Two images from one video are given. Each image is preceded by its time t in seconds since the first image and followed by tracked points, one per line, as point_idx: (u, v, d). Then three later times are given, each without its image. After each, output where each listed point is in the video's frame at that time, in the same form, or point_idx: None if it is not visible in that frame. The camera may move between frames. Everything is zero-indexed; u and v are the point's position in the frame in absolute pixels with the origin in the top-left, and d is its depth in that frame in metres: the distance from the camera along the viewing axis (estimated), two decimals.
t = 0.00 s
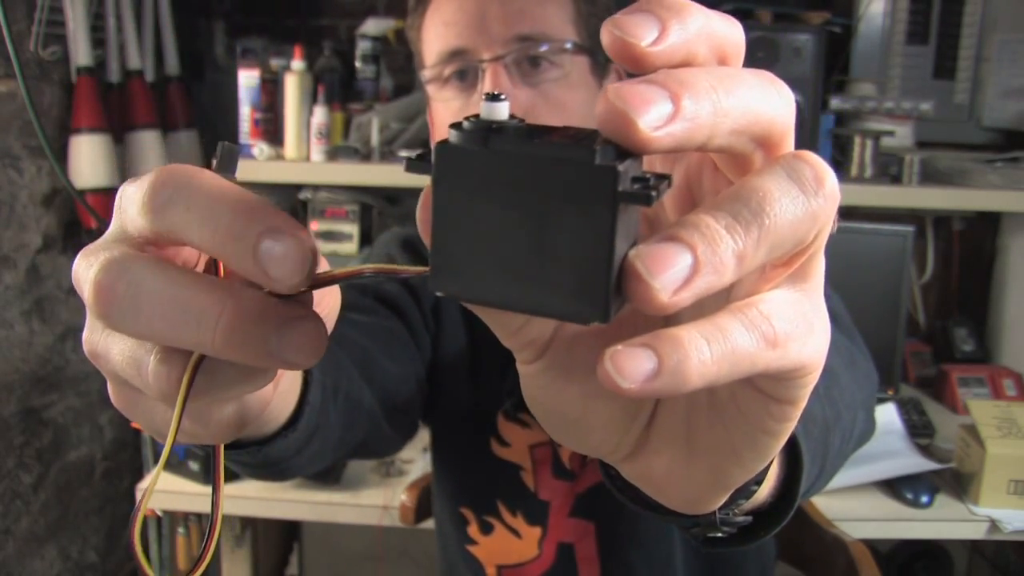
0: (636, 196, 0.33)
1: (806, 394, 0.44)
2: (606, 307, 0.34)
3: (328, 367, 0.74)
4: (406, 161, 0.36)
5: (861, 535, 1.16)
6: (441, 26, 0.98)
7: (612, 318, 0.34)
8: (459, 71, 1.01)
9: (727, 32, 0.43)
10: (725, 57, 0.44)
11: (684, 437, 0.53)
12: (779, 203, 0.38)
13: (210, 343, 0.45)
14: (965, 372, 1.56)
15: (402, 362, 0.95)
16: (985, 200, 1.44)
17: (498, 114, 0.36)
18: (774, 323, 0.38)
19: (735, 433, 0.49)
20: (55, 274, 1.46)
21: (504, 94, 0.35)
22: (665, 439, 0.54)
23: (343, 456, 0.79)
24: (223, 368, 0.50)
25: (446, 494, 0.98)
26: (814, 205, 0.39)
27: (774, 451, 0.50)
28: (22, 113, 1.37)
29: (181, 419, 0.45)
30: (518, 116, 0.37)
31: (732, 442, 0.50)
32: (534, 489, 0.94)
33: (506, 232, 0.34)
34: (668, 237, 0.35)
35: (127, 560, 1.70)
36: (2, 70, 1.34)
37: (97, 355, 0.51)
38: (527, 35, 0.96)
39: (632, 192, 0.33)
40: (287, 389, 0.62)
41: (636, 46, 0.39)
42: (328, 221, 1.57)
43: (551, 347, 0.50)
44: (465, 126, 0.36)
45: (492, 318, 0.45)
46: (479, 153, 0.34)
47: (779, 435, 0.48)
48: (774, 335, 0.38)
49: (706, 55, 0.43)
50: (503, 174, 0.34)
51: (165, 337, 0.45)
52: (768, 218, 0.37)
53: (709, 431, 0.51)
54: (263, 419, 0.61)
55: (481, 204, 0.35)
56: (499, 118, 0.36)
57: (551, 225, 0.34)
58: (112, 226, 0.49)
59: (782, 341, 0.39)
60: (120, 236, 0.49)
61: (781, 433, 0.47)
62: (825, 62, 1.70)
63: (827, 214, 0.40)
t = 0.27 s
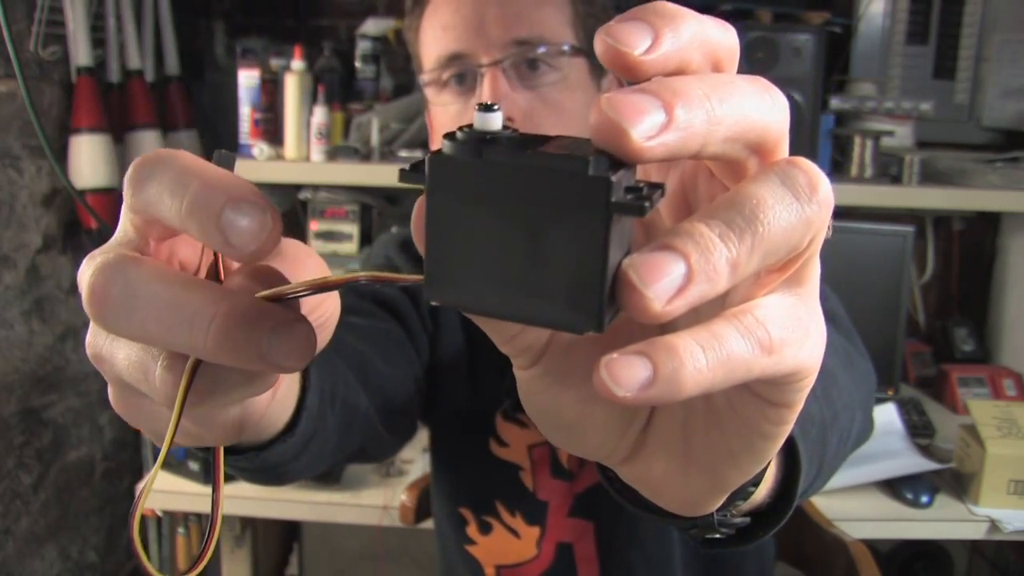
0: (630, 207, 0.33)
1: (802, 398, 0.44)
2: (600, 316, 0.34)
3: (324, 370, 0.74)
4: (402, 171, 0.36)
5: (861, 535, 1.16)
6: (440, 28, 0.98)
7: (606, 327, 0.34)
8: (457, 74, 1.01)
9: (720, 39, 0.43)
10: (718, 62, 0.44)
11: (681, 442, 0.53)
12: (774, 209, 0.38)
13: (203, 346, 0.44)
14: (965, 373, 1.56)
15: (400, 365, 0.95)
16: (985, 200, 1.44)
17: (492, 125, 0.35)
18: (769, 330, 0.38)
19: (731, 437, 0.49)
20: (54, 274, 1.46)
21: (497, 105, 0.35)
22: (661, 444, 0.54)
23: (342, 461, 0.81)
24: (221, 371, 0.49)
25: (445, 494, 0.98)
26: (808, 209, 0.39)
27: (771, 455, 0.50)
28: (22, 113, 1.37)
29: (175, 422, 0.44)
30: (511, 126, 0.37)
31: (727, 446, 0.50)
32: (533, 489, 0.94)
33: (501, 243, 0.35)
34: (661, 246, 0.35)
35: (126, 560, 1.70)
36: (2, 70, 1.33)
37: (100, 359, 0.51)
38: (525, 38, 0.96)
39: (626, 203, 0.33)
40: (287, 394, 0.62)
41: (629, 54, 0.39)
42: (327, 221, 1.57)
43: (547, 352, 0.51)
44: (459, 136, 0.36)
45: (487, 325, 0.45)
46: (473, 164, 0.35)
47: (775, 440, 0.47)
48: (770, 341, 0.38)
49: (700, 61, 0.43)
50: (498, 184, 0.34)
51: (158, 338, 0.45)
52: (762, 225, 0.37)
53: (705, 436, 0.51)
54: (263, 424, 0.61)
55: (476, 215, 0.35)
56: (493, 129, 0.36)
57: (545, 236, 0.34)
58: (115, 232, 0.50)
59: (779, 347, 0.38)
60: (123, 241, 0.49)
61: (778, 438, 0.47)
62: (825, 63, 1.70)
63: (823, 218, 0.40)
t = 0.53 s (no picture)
0: (620, 241, 0.33)
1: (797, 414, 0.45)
2: (592, 345, 0.34)
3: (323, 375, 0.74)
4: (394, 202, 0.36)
5: (861, 535, 1.16)
6: (439, 29, 0.99)
7: (599, 356, 0.34)
8: (455, 75, 1.02)
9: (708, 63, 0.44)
10: (712, 81, 0.44)
11: (678, 456, 0.53)
12: (766, 235, 0.38)
13: (201, 374, 0.45)
14: (965, 373, 1.56)
15: (399, 368, 0.95)
16: (984, 200, 1.44)
17: (484, 155, 0.36)
18: (765, 351, 0.39)
19: (728, 451, 0.49)
20: (54, 274, 1.46)
21: (488, 136, 0.35)
22: (659, 458, 0.55)
23: (343, 465, 0.80)
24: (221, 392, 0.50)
25: (445, 494, 0.98)
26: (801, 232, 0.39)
27: (766, 469, 0.50)
28: (22, 113, 1.37)
29: (173, 449, 0.45)
30: (503, 156, 0.37)
31: (724, 460, 0.50)
32: (532, 489, 0.94)
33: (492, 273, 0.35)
34: (653, 274, 0.36)
35: (126, 560, 1.70)
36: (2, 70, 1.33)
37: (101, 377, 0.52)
38: (523, 38, 0.96)
39: (616, 237, 0.33)
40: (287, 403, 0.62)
41: (622, 80, 0.39)
42: (328, 221, 1.57)
43: (540, 377, 0.50)
44: (450, 168, 0.35)
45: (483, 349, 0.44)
46: (463, 197, 0.34)
47: (771, 453, 0.48)
48: (765, 363, 0.38)
49: (693, 82, 0.43)
50: (488, 218, 0.34)
51: (161, 368, 0.45)
52: (755, 249, 0.38)
53: (702, 451, 0.51)
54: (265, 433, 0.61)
55: (467, 246, 0.35)
56: (485, 159, 0.36)
57: (536, 268, 0.34)
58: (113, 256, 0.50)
59: (775, 369, 0.39)
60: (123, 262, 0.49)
61: (774, 451, 0.48)
62: (826, 63, 1.70)
63: (816, 240, 0.40)
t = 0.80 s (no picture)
0: (622, 270, 0.33)
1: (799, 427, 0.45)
2: (595, 372, 0.34)
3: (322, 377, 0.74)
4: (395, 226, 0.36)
5: (861, 535, 1.16)
6: (437, 29, 0.99)
7: (602, 383, 0.35)
8: (453, 75, 1.02)
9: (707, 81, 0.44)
10: (711, 98, 0.44)
11: (680, 469, 0.54)
12: (770, 256, 0.38)
13: (211, 392, 0.45)
14: (965, 372, 1.56)
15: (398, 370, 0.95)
16: (985, 200, 1.44)
17: (484, 182, 0.36)
18: (769, 370, 0.38)
19: (730, 462, 0.49)
20: (54, 274, 1.46)
21: (488, 164, 0.35)
22: (662, 469, 0.55)
23: (343, 467, 0.80)
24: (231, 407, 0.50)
25: (444, 494, 0.98)
26: (804, 252, 0.39)
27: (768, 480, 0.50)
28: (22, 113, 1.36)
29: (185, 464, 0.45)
30: (505, 179, 0.37)
31: (726, 471, 0.50)
32: (532, 490, 0.94)
33: (494, 300, 0.35)
34: (655, 298, 0.36)
35: (126, 560, 1.70)
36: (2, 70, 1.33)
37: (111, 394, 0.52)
38: (521, 38, 0.96)
39: (618, 267, 0.33)
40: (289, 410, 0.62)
41: (621, 104, 0.38)
42: (328, 221, 1.57)
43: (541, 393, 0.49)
44: (449, 197, 0.35)
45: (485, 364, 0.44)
46: (465, 226, 0.34)
47: (774, 466, 0.48)
48: (769, 382, 0.38)
49: (693, 101, 0.43)
50: (489, 248, 0.34)
51: (169, 386, 0.45)
52: (758, 271, 0.38)
53: (705, 462, 0.51)
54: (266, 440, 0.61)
55: (468, 274, 0.35)
56: (485, 184, 0.36)
57: (538, 297, 0.34)
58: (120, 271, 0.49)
59: (779, 386, 0.39)
60: (131, 277, 0.49)
61: (777, 464, 0.48)
62: (826, 63, 1.70)
63: (818, 259, 0.40)
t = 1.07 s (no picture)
0: (622, 270, 0.32)
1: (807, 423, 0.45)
2: (599, 375, 0.34)
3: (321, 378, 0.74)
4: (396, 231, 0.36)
5: (860, 535, 1.16)
6: (436, 28, 0.99)
7: (606, 385, 0.35)
8: (452, 74, 1.02)
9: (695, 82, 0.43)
10: (702, 98, 0.44)
11: (691, 470, 0.54)
12: (773, 252, 0.38)
13: (215, 405, 0.45)
14: (965, 372, 1.56)
15: (396, 371, 0.94)
16: (984, 200, 1.43)
17: (484, 186, 0.35)
18: (773, 364, 0.39)
19: (739, 460, 0.49)
20: (54, 274, 1.46)
21: (488, 167, 0.35)
22: (676, 468, 0.55)
23: (343, 468, 0.80)
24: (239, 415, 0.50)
25: (443, 494, 0.98)
26: (807, 246, 0.39)
27: (778, 478, 0.50)
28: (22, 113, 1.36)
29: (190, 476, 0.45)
30: (504, 184, 0.37)
31: (738, 471, 0.50)
32: (531, 489, 0.94)
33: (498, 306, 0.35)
34: (658, 297, 0.36)
35: (126, 560, 1.70)
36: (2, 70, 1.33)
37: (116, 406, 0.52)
38: (519, 37, 0.96)
39: (618, 267, 0.33)
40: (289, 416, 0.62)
41: (608, 116, 0.38)
42: (328, 221, 1.57)
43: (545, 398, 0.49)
44: (449, 201, 0.35)
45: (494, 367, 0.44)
46: (467, 231, 0.34)
47: (783, 463, 0.48)
48: (774, 376, 0.38)
49: (683, 102, 0.43)
50: (488, 252, 0.34)
51: (174, 398, 0.45)
52: (761, 266, 0.37)
53: (716, 460, 0.51)
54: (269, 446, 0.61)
55: (471, 281, 0.35)
56: (486, 189, 0.35)
57: (540, 300, 0.34)
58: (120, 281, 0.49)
59: (784, 380, 0.39)
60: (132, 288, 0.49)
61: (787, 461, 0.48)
62: (826, 62, 1.70)
63: (822, 251, 0.40)
